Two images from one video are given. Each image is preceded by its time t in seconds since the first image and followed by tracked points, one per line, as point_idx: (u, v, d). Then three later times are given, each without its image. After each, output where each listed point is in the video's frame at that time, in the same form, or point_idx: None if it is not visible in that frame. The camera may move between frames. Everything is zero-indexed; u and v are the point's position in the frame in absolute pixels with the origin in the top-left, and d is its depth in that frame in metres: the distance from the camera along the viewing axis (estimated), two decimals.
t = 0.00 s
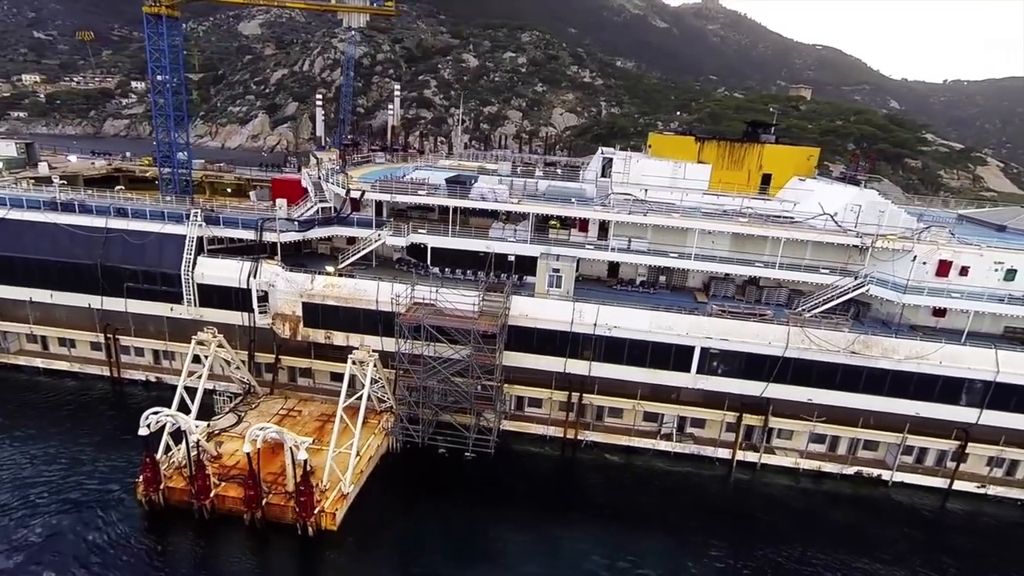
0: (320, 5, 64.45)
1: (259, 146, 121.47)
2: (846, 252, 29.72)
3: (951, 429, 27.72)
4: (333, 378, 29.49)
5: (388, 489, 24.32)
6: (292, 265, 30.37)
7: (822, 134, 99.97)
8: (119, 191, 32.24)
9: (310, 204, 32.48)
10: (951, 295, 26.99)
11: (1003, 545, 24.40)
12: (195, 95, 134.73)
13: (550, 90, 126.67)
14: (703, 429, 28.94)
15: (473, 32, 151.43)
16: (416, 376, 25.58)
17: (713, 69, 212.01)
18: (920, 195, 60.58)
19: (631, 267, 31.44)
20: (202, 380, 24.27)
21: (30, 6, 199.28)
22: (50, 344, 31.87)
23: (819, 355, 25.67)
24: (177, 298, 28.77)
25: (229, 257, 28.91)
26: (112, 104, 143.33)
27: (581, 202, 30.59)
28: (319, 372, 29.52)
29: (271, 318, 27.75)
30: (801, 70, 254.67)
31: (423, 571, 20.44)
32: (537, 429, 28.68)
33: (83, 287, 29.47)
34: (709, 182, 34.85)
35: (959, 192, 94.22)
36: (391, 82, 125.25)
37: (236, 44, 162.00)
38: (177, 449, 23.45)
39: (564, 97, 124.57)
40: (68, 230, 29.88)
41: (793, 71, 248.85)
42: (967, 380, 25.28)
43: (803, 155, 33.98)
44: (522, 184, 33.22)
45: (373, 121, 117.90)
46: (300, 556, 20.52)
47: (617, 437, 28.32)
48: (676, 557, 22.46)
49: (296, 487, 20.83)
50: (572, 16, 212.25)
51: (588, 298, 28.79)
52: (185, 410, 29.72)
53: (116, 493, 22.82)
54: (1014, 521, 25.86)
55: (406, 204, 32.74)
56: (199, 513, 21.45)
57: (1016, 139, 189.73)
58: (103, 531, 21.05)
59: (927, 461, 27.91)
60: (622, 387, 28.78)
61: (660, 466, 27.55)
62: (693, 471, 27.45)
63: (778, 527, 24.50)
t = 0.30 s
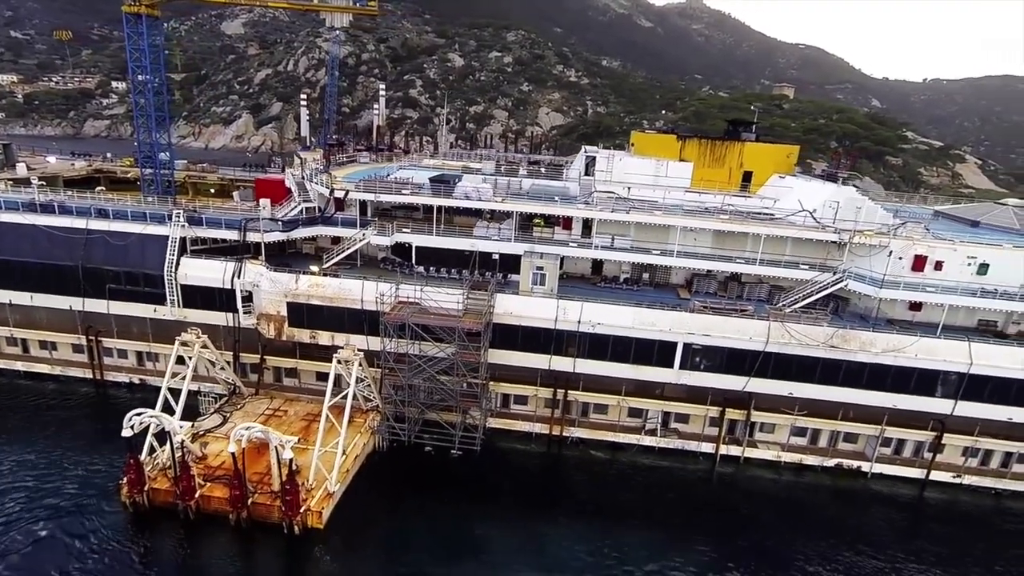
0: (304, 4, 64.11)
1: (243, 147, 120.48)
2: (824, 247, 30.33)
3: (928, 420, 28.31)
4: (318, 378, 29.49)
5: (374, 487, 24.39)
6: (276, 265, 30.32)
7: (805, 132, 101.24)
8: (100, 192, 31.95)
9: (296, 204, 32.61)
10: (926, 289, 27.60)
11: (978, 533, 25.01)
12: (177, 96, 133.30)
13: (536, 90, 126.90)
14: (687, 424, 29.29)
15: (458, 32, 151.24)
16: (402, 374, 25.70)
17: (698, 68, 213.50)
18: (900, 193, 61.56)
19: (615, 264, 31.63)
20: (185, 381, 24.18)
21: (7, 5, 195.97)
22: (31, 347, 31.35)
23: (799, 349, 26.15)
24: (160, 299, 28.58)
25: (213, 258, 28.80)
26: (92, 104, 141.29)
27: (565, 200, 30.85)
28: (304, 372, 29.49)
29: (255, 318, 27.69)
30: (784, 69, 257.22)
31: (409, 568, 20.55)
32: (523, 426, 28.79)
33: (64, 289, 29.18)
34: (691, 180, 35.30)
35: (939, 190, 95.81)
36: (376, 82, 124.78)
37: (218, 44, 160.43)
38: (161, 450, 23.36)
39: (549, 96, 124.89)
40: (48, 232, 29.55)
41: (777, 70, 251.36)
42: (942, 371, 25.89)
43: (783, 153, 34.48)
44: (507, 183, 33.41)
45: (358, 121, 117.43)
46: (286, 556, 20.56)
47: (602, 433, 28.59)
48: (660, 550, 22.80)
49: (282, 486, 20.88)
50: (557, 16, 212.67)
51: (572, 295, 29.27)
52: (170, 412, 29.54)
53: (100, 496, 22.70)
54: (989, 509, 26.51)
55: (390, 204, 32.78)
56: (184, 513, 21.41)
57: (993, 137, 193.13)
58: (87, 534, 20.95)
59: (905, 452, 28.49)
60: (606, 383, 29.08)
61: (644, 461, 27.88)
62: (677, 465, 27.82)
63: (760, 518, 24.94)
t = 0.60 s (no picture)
0: (310, 5, 64.49)
1: (250, 146, 121.28)
2: (827, 247, 30.39)
3: (930, 420, 28.30)
4: (323, 374, 29.82)
5: (378, 482, 24.69)
6: (282, 262, 30.71)
7: (812, 133, 100.86)
8: (109, 190, 32.41)
9: (301, 203, 33.01)
10: (929, 289, 27.58)
11: (979, 532, 25.00)
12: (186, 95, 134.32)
13: (542, 90, 126.98)
14: (689, 423, 29.41)
15: (465, 32, 151.50)
16: (405, 371, 26.00)
17: (705, 68, 212.83)
18: (907, 194, 61.25)
19: (617, 263, 31.87)
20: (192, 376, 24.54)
21: (19, 6, 198.12)
22: (41, 343, 32.03)
23: (800, 348, 26.24)
24: (168, 296, 28.97)
25: (219, 255, 29.16)
26: (102, 104, 142.58)
27: (568, 200, 31.02)
28: (309, 369, 29.83)
29: (261, 315, 28.04)
30: (792, 69, 255.95)
31: (412, 561, 20.80)
32: (526, 423, 29.04)
33: (74, 285, 29.63)
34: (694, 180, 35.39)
35: (947, 190, 95.25)
36: (382, 82, 125.26)
37: (226, 44, 161.46)
38: (168, 444, 23.74)
39: (555, 96, 124.95)
40: (58, 229, 30.02)
41: (784, 70, 250.21)
42: (944, 371, 25.90)
43: (786, 153, 34.60)
44: (510, 182, 33.64)
45: (365, 121, 117.94)
46: (291, 548, 20.87)
47: (604, 431, 28.76)
48: (660, 547, 22.97)
49: (286, 480, 21.19)
50: (564, 16, 212.61)
51: (574, 293, 29.40)
52: (177, 408, 29.95)
53: (109, 488, 23.11)
54: (991, 509, 26.48)
55: (394, 203, 33.08)
56: (190, 506, 21.78)
57: (1004, 137, 191.48)
58: (96, 526, 21.35)
59: (908, 452, 28.49)
60: (608, 381, 29.28)
61: (646, 459, 28.04)
62: (678, 463, 27.96)
63: (761, 516, 25.05)
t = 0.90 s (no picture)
0: (320, 5, 64.93)
1: (260, 145, 122.29)
2: (833, 247, 30.38)
3: (936, 420, 28.19)
4: (330, 371, 30.13)
5: (383, 477, 24.94)
6: (290, 260, 31.06)
7: (822, 133, 100.27)
8: (122, 188, 32.91)
9: (310, 201, 33.35)
10: (936, 289, 27.49)
11: (985, 534, 24.92)
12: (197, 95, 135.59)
13: (550, 89, 126.97)
14: (693, 422, 29.45)
15: (473, 32, 151.79)
16: (411, 368, 26.25)
17: (714, 68, 211.97)
18: (918, 194, 60.77)
19: (622, 262, 32.03)
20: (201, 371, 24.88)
21: (34, 6, 200.83)
22: (54, 338, 32.55)
23: (805, 348, 26.23)
24: (178, 292, 29.34)
25: (228, 253, 29.44)
26: (114, 103, 144.13)
27: (573, 199, 31.16)
28: (316, 365, 30.14)
29: (269, 312, 28.38)
30: (803, 69, 254.24)
31: (417, 556, 21.02)
32: (530, 421, 29.20)
33: (86, 282, 30.09)
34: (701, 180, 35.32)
35: (958, 191, 94.41)
36: (391, 82, 125.81)
37: (237, 44, 162.68)
38: (177, 438, 24.12)
39: (564, 96, 124.99)
40: (71, 226, 30.51)
41: (795, 70, 248.65)
42: (949, 372, 25.83)
43: (793, 153, 34.61)
44: (516, 182, 33.81)
45: (373, 121, 118.58)
46: (296, 541, 21.15)
47: (608, 429, 28.85)
48: (662, 545, 23.07)
49: (293, 474, 21.47)
50: (573, 15, 212.46)
51: (579, 292, 29.38)
52: (186, 403, 30.37)
53: (119, 481, 23.53)
54: (997, 511, 26.36)
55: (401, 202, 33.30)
56: (199, 498, 22.14)
57: (1018, 137, 189.35)
58: (107, 517, 21.75)
59: (913, 453, 28.40)
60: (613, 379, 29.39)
61: (649, 458, 28.13)
62: (682, 462, 28.03)
63: (764, 516, 25.06)
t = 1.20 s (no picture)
0: (319, 4, 65.06)
1: (259, 144, 122.46)
2: (828, 245, 30.62)
3: (929, 417, 28.43)
4: (328, 367, 30.34)
5: (380, 473, 25.15)
6: (289, 257, 31.25)
7: (820, 133, 100.47)
8: (121, 186, 33.06)
9: (308, 198, 33.53)
10: (929, 287, 27.74)
11: (976, 529, 25.16)
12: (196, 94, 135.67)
13: (549, 89, 127.10)
14: (688, 418, 29.67)
15: (473, 31, 151.87)
16: (408, 364, 26.44)
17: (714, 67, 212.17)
18: (916, 194, 60.97)
19: (619, 260, 32.29)
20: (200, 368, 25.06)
21: (32, 4, 200.69)
22: (53, 335, 32.71)
23: (799, 345, 26.46)
24: (177, 289, 29.50)
25: (227, 250, 29.67)
26: (113, 101, 144.10)
27: (570, 197, 31.37)
28: (314, 362, 30.32)
29: (267, 309, 28.57)
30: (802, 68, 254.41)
31: (413, 551, 21.21)
32: (526, 417, 29.42)
33: (85, 279, 30.24)
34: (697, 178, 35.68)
35: (956, 191, 94.72)
36: (390, 80, 125.89)
37: (236, 42, 162.67)
38: (176, 434, 24.31)
39: (563, 96, 125.15)
40: (70, 223, 30.68)
41: (794, 70, 248.85)
42: (942, 368, 26.07)
43: (789, 152, 34.85)
44: (514, 180, 34.00)
45: (372, 120, 118.74)
46: (294, 536, 21.35)
47: (604, 426, 29.07)
48: (656, 539, 23.28)
49: (290, 469, 21.67)
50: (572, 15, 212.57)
51: (576, 289, 29.53)
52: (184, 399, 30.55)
53: (118, 476, 23.73)
54: (989, 506, 26.62)
55: (400, 199, 33.56)
56: (197, 493, 22.34)
57: (1017, 137, 189.62)
58: (105, 512, 21.94)
59: (906, 449, 28.64)
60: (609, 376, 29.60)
61: (645, 453, 28.37)
62: (677, 458, 28.25)
63: (758, 511, 25.28)
